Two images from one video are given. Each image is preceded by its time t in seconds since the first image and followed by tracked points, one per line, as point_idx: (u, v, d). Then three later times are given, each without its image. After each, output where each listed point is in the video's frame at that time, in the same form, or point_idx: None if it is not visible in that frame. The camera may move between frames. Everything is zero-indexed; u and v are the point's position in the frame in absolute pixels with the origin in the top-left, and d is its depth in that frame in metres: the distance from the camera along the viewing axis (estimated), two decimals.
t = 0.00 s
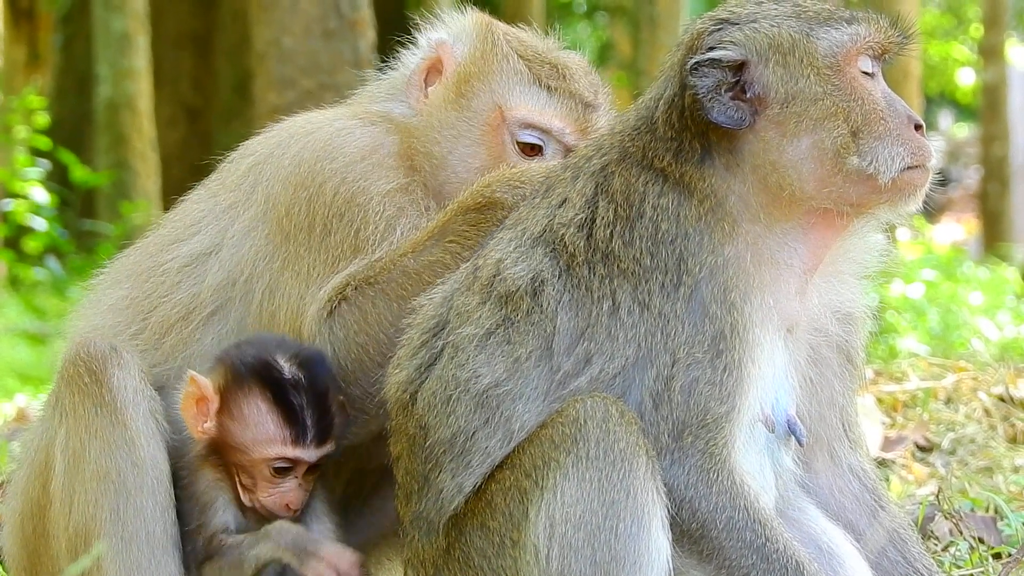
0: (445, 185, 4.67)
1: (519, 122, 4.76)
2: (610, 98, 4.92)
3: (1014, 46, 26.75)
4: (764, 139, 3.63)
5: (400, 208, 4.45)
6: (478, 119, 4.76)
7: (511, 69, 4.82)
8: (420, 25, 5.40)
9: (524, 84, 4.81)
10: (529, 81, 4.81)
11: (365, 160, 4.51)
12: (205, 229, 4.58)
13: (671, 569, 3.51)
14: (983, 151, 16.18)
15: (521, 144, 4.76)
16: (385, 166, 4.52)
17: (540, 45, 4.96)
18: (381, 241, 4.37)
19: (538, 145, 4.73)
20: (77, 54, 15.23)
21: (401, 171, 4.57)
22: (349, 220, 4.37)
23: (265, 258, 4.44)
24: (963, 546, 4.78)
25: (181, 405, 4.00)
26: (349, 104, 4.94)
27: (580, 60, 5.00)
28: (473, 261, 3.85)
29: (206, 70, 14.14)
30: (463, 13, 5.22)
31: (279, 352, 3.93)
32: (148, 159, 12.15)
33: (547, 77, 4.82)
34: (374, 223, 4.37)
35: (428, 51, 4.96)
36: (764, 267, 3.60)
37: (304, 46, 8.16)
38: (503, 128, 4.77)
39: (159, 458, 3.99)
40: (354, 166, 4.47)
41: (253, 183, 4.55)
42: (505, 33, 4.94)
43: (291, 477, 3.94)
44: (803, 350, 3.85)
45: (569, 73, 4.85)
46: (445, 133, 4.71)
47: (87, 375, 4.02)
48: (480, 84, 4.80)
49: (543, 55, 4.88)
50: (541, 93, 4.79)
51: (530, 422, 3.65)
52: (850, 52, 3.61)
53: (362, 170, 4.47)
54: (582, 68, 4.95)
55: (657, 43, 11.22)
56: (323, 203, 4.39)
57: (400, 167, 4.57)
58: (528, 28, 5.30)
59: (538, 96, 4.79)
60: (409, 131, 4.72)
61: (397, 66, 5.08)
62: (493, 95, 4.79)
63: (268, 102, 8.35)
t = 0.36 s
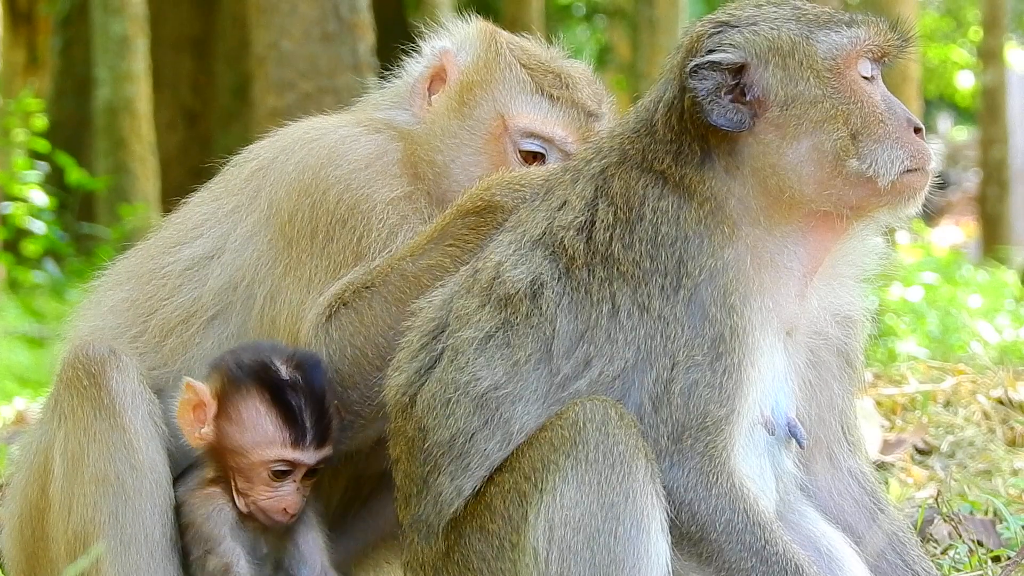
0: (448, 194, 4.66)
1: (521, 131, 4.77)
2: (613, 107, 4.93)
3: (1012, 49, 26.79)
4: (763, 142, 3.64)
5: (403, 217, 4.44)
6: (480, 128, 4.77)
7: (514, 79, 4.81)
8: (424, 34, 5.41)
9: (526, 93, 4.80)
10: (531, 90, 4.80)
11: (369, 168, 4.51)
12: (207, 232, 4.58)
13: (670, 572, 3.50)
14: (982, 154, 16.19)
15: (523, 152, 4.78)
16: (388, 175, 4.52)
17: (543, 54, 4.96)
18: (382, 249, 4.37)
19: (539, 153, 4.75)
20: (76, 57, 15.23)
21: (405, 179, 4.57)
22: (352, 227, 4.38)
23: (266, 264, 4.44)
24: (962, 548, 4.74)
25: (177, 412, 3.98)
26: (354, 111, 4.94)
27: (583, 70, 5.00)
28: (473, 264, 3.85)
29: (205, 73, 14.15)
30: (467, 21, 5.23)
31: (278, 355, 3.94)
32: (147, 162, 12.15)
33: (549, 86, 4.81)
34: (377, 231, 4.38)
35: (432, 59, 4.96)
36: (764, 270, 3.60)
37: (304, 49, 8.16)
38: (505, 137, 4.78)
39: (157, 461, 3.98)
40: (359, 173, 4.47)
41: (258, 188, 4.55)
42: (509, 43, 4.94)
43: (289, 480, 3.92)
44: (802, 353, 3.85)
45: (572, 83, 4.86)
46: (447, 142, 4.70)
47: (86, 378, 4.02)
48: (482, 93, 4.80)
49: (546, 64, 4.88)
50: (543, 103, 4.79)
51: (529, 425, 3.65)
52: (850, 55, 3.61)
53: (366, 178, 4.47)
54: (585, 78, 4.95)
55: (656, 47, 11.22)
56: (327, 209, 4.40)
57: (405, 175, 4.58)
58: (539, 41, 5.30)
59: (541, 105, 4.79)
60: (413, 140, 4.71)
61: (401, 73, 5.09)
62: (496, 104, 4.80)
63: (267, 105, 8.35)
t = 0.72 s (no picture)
0: (448, 199, 4.68)
1: (517, 134, 4.76)
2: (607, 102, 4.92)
3: (1011, 51, 26.81)
4: (764, 145, 3.64)
5: (404, 218, 4.44)
6: (477, 134, 4.77)
7: (508, 82, 4.81)
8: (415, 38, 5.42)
9: (521, 96, 4.80)
10: (525, 93, 4.80)
11: (367, 171, 4.51)
12: (206, 236, 4.58)
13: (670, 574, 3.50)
14: (981, 156, 16.19)
15: (520, 155, 4.77)
16: (387, 177, 4.53)
17: (535, 55, 4.96)
18: (386, 250, 4.36)
19: (537, 155, 4.75)
20: (76, 59, 15.25)
21: (404, 183, 4.58)
22: (352, 229, 4.38)
23: (267, 267, 4.44)
24: (961, 551, 4.76)
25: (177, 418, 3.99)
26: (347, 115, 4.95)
27: (576, 67, 5.00)
28: (474, 265, 3.85)
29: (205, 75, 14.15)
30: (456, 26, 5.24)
31: (274, 354, 3.93)
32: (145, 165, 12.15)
33: (543, 88, 4.81)
34: (378, 233, 4.37)
35: (424, 65, 4.97)
36: (764, 273, 3.61)
37: (303, 52, 8.17)
38: (502, 141, 4.77)
39: (157, 464, 3.99)
40: (358, 177, 4.48)
41: (255, 192, 4.55)
42: (502, 45, 4.94)
43: (291, 478, 3.91)
44: (803, 355, 3.85)
45: (566, 82, 4.85)
46: (445, 149, 4.71)
47: (84, 382, 4.02)
48: (476, 98, 4.80)
49: (539, 65, 4.88)
50: (538, 105, 4.79)
51: (529, 426, 3.65)
52: (851, 58, 3.62)
53: (365, 182, 4.47)
54: (579, 74, 4.95)
55: (655, 49, 11.23)
56: (327, 213, 4.40)
57: (403, 178, 4.59)
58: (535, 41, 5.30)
59: (536, 107, 4.79)
60: (409, 146, 4.72)
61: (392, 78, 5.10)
62: (491, 109, 4.79)
63: (266, 108, 8.36)
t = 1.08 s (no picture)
0: (436, 190, 4.68)
1: (505, 125, 4.76)
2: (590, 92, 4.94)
3: (1011, 51, 26.80)
4: (764, 147, 3.64)
5: (391, 212, 4.44)
6: (464, 125, 4.76)
7: (495, 73, 4.81)
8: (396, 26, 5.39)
9: (509, 87, 4.80)
10: (513, 83, 4.80)
11: (350, 166, 4.51)
12: (196, 240, 4.57)
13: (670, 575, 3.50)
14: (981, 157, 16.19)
15: (507, 146, 4.77)
16: (374, 172, 4.54)
17: (518, 42, 4.95)
18: (377, 249, 4.36)
19: (523, 146, 4.75)
20: (76, 61, 15.26)
21: (389, 175, 4.58)
22: (340, 226, 4.38)
23: (259, 270, 4.45)
24: (962, 552, 4.76)
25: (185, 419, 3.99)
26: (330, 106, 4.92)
27: (559, 54, 5.00)
28: (474, 266, 3.85)
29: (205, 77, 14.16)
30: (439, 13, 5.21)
31: (283, 356, 3.95)
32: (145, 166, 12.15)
33: (530, 78, 4.81)
34: (367, 231, 4.37)
35: (406, 54, 4.92)
36: (764, 274, 3.61)
37: (303, 54, 8.18)
38: (490, 132, 4.76)
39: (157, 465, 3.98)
40: (341, 173, 4.48)
41: (240, 195, 4.55)
42: (486, 34, 4.93)
43: (299, 481, 3.92)
44: (803, 357, 3.85)
45: (550, 71, 4.86)
46: (433, 140, 4.71)
47: (85, 384, 4.01)
48: (464, 89, 4.80)
49: (524, 54, 4.87)
50: (525, 95, 4.79)
51: (530, 428, 3.65)
52: (851, 60, 3.62)
53: (349, 178, 4.48)
54: (562, 63, 4.95)
55: (655, 50, 11.24)
56: (313, 212, 4.41)
57: (388, 171, 4.59)
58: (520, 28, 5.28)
59: (523, 98, 4.79)
60: (395, 139, 4.72)
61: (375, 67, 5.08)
62: (479, 100, 4.79)
63: (266, 110, 8.37)
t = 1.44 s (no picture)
0: (442, 195, 4.67)
1: (513, 131, 4.76)
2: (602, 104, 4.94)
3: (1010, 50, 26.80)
4: (764, 145, 3.64)
5: (397, 216, 4.43)
6: (473, 130, 4.76)
7: (505, 78, 4.81)
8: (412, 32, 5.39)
9: (518, 93, 4.80)
10: (522, 90, 4.80)
11: (359, 169, 4.52)
12: (201, 237, 4.58)
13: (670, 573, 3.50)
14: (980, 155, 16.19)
15: (515, 152, 4.78)
16: (381, 175, 4.53)
17: (531, 51, 4.95)
18: (381, 251, 4.35)
19: (532, 152, 4.75)
20: (75, 60, 15.26)
21: (397, 178, 4.58)
22: (346, 227, 4.38)
23: (264, 268, 4.45)
24: (961, 550, 4.76)
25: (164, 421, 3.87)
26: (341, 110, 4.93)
27: (572, 65, 5.00)
28: (473, 264, 3.85)
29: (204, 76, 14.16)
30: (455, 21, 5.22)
31: (264, 364, 3.85)
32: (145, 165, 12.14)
33: (540, 86, 4.81)
34: (373, 232, 4.37)
35: (420, 59, 4.93)
36: (764, 273, 3.61)
37: (303, 52, 8.18)
38: (498, 138, 4.77)
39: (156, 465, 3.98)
40: (350, 174, 4.48)
41: (247, 193, 4.55)
42: (499, 41, 4.93)
43: (279, 489, 3.85)
44: (803, 355, 3.85)
45: (562, 81, 4.86)
46: (441, 144, 4.70)
47: (83, 382, 4.02)
48: (474, 94, 4.80)
49: (537, 63, 4.87)
50: (535, 103, 4.79)
51: (530, 426, 3.65)
52: (851, 58, 3.62)
53: (359, 179, 4.48)
54: (575, 73, 4.95)
55: (654, 48, 11.24)
56: (320, 212, 4.40)
57: (395, 175, 4.58)
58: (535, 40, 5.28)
59: (533, 105, 4.79)
60: (403, 141, 4.72)
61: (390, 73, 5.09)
62: (488, 105, 4.79)
63: (266, 108, 8.36)
